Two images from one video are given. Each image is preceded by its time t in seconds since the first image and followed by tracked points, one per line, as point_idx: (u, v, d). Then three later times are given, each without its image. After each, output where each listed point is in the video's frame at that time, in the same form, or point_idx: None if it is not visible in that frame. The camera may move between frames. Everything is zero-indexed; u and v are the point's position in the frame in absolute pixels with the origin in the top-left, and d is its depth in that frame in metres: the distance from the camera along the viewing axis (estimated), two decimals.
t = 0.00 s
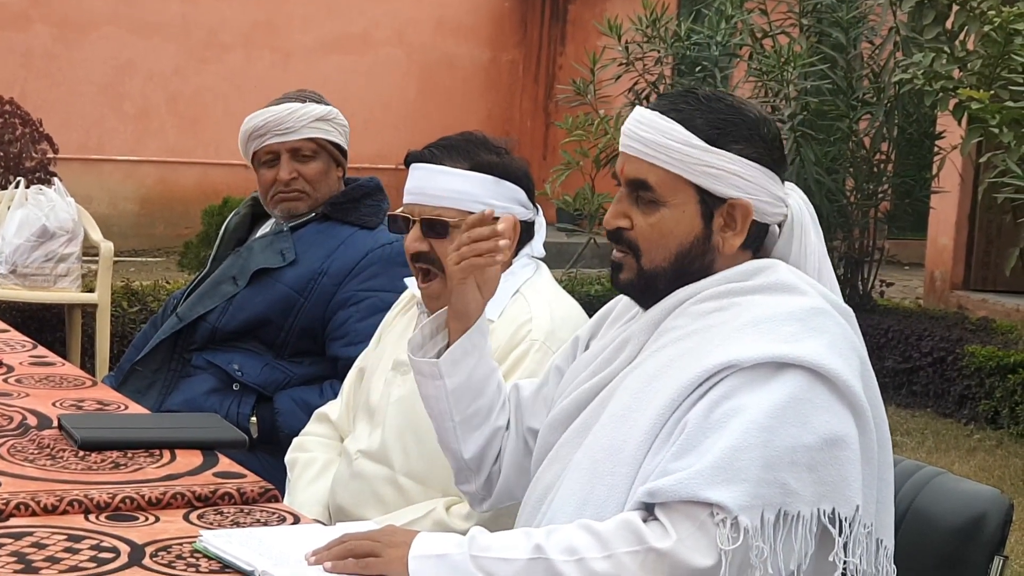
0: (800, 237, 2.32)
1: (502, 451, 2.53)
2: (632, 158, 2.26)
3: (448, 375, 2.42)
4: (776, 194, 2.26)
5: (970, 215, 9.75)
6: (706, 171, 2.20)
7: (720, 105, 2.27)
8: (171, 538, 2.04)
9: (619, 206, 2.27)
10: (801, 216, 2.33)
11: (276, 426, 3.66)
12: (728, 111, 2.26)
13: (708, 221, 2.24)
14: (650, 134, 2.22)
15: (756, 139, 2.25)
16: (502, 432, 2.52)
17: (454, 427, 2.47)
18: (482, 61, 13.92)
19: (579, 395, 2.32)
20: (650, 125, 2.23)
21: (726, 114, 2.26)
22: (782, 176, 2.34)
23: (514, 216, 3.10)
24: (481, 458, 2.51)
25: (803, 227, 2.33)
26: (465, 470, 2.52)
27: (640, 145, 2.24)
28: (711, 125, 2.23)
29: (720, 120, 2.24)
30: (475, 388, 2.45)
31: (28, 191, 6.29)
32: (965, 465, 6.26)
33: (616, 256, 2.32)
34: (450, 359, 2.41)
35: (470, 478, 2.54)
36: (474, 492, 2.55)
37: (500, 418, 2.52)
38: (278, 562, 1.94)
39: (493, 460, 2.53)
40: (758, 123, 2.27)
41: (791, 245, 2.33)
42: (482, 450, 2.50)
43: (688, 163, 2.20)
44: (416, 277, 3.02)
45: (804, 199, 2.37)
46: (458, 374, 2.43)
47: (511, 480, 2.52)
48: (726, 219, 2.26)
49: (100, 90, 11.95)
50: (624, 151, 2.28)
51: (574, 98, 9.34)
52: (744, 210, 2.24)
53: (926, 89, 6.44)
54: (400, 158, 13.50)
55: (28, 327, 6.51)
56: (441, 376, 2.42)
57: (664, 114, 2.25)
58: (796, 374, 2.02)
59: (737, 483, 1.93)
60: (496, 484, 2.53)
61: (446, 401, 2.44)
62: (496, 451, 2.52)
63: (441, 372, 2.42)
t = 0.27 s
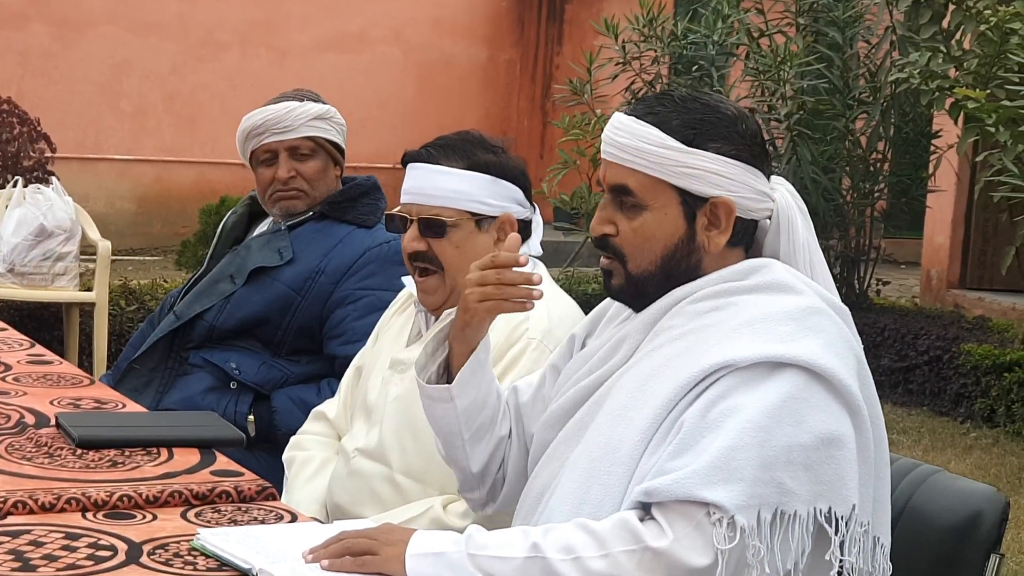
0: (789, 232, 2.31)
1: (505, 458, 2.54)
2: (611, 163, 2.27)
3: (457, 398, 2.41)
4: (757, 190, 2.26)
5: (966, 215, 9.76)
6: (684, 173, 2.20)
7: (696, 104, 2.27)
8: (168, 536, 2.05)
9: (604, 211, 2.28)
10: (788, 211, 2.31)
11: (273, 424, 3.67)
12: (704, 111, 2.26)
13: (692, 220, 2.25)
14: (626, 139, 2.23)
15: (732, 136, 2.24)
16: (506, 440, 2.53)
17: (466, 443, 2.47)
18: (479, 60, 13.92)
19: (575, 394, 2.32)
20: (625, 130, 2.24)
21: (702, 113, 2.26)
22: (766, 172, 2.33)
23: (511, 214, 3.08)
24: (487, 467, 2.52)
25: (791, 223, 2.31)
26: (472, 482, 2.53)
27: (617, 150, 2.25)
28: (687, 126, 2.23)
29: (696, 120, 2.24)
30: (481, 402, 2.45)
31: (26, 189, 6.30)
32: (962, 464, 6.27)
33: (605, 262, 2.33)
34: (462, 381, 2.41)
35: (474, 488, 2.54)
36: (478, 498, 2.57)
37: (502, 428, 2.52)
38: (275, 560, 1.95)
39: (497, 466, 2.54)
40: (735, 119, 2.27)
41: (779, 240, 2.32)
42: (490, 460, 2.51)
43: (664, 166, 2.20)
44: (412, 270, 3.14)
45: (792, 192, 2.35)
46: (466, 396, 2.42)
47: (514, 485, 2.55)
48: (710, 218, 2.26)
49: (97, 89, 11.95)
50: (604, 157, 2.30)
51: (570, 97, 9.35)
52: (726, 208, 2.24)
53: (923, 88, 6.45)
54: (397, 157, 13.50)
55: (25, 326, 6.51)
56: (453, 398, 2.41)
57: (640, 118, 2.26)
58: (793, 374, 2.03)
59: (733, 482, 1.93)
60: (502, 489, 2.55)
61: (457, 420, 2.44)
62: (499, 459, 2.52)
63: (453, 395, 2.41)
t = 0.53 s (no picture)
0: (791, 239, 2.30)
1: (493, 464, 2.53)
2: (625, 144, 2.30)
3: (407, 443, 2.38)
4: (768, 193, 2.28)
5: (966, 212, 9.76)
6: (697, 158, 2.22)
7: (716, 98, 2.30)
8: (169, 533, 2.05)
9: (610, 191, 2.30)
10: (793, 218, 2.30)
11: (272, 422, 3.67)
12: (723, 104, 2.29)
13: (695, 208, 2.26)
14: (641, 119, 2.26)
15: (748, 133, 2.27)
16: (480, 452, 2.51)
17: (438, 475, 2.44)
18: (479, 58, 13.91)
19: (573, 392, 2.32)
20: (646, 110, 2.27)
21: (720, 106, 2.29)
22: (777, 178, 2.35)
23: (510, 211, 3.11)
24: (474, 481, 2.50)
25: (795, 229, 2.30)
26: (466, 500, 2.51)
27: (633, 131, 2.28)
28: (705, 115, 2.26)
29: (714, 111, 2.27)
30: (437, 433, 2.42)
31: (26, 187, 6.29)
32: (962, 462, 6.27)
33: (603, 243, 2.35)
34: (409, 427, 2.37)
35: (472, 505, 2.53)
36: (478, 510, 2.56)
37: (478, 440, 2.51)
38: (276, 556, 1.94)
39: (487, 474, 2.52)
40: (753, 118, 2.30)
41: (780, 243, 2.32)
42: (471, 477, 2.49)
43: (678, 150, 2.23)
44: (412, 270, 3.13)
45: (799, 202, 2.36)
46: (415, 437, 2.38)
47: (510, 488, 2.53)
48: (713, 210, 2.27)
49: (97, 86, 11.95)
50: (619, 138, 2.33)
51: (570, 94, 9.33)
52: (731, 200, 2.25)
53: (923, 86, 6.43)
54: (397, 154, 13.49)
55: (25, 324, 6.51)
56: (405, 443, 2.38)
57: (658, 101, 2.29)
58: (792, 371, 2.03)
59: (733, 480, 1.93)
60: (496, 495, 2.54)
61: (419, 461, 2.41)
62: (486, 465, 2.52)
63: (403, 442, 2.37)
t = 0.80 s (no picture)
0: (791, 240, 2.32)
1: (475, 443, 2.53)
2: (643, 124, 2.33)
3: (369, 397, 2.40)
4: (776, 194, 2.30)
5: (965, 208, 9.77)
6: (710, 142, 2.25)
7: (734, 91, 2.34)
8: (167, 529, 2.04)
9: (620, 166, 2.32)
10: (796, 223, 2.33)
11: (271, 417, 3.67)
12: (742, 97, 2.32)
13: (700, 191, 2.28)
14: (661, 100, 2.30)
15: (762, 128, 2.31)
16: (460, 431, 2.51)
17: (404, 439, 2.46)
18: (477, 53, 13.89)
19: (571, 387, 2.32)
20: (667, 93, 2.30)
21: (739, 99, 2.32)
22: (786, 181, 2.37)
23: (509, 208, 3.11)
24: (450, 457, 2.50)
25: (797, 232, 2.33)
26: (441, 475, 2.51)
27: (653, 112, 2.31)
28: (723, 102, 2.29)
29: (733, 100, 2.30)
30: (409, 396, 2.44)
31: (24, 182, 6.29)
32: (960, 457, 6.27)
33: (606, 219, 2.37)
34: (369, 379, 2.40)
35: (451, 484, 2.53)
36: (460, 493, 2.56)
37: (458, 417, 2.51)
38: (275, 553, 1.94)
39: (467, 453, 2.52)
40: (770, 116, 2.33)
41: (781, 242, 2.33)
42: (446, 450, 2.49)
43: (693, 132, 2.26)
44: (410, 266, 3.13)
45: (805, 214, 2.38)
46: (380, 392, 2.41)
47: (494, 471, 2.52)
48: (718, 196, 2.29)
49: (95, 81, 11.94)
50: (637, 120, 2.36)
51: (569, 90, 9.32)
52: (737, 187, 2.27)
53: (922, 81, 6.43)
54: (395, 150, 13.47)
55: (23, 319, 6.50)
56: (371, 396, 2.40)
57: (679, 86, 2.33)
58: (791, 368, 2.02)
59: (733, 477, 1.93)
60: (478, 479, 2.53)
61: (382, 418, 2.43)
62: (466, 444, 2.52)
63: (366, 394, 2.40)
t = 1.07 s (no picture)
0: (794, 233, 2.32)
1: (490, 437, 2.53)
2: (647, 118, 2.36)
3: (403, 366, 2.38)
4: (780, 184, 2.32)
5: (966, 205, 9.76)
6: (712, 131, 2.27)
7: (736, 88, 2.37)
8: (168, 525, 2.04)
9: (623, 160, 2.35)
10: (799, 217, 2.33)
11: (272, 414, 3.67)
12: (743, 91, 2.35)
13: (701, 179, 2.28)
14: (663, 95, 2.33)
15: (764, 120, 2.33)
16: (482, 423, 2.51)
17: (426, 416, 2.44)
18: (478, 50, 13.88)
19: (573, 384, 2.32)
20: (671, 90, 2.34)
21: (740, 94, 2.35)
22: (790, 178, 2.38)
23: (510, 204, 3.11)
24: (467, 447, 2.51)
25: (800, 225, 2.32)
26: (456, 462, 2.52)
27: (657, 106, 2.34)
28: (724, 96, 2.31)
29: (735, 94, 2.33)
30: (443, 376, 2.43)
31: (24, 178, 6.29)
32: (960, 454, 6.27)
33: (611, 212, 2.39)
34: (406, 349, 2.37)
35: (463, 474, 2.54)
36: (472, 486, 2.56)
37: (483, 407, 2.51)
38: (275, 549, 1.94)
39: (482, 447, 2.53)
40: (772, 110, 2.36)
41: (785, 236, 2.33)
42: (464, 439, 2.50)
43: (696, 121, 2.28)
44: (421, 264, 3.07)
45: (809, 210, 2.38)
46: (413, 364, 2.38)
47: (502, 467, 2.52)
48: (720, 185, 2.29)
49: (95, 77, 11.93)
50: (641, 116, 2.39)
51: (570, 87, 9.31)
52: (738, 175, 2.27)
53: (923, 78, 6.43)
54: (396, 146, 13.47)
55: (24, 315, 6.51)
56: (403, 367, 2.38)
57: (681, 83, 2.36)
58: (792, 363, 2.02)
59: (733, 472, 1.93)
60: (489, 472, 2.53)
61: (409, 391, 2.41)
62: (484, 437, 2.52)
63: (400, 363, 2.38)
